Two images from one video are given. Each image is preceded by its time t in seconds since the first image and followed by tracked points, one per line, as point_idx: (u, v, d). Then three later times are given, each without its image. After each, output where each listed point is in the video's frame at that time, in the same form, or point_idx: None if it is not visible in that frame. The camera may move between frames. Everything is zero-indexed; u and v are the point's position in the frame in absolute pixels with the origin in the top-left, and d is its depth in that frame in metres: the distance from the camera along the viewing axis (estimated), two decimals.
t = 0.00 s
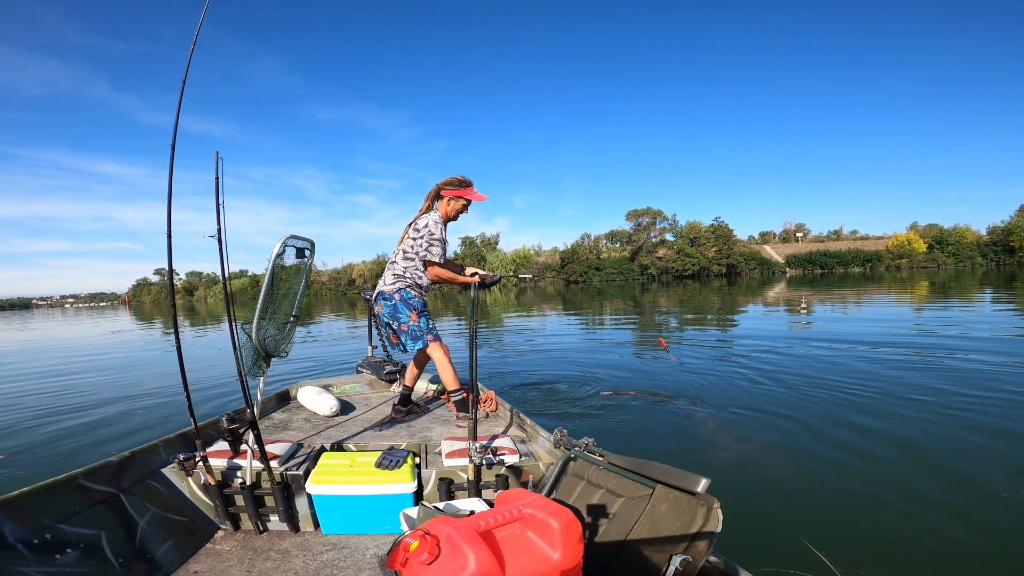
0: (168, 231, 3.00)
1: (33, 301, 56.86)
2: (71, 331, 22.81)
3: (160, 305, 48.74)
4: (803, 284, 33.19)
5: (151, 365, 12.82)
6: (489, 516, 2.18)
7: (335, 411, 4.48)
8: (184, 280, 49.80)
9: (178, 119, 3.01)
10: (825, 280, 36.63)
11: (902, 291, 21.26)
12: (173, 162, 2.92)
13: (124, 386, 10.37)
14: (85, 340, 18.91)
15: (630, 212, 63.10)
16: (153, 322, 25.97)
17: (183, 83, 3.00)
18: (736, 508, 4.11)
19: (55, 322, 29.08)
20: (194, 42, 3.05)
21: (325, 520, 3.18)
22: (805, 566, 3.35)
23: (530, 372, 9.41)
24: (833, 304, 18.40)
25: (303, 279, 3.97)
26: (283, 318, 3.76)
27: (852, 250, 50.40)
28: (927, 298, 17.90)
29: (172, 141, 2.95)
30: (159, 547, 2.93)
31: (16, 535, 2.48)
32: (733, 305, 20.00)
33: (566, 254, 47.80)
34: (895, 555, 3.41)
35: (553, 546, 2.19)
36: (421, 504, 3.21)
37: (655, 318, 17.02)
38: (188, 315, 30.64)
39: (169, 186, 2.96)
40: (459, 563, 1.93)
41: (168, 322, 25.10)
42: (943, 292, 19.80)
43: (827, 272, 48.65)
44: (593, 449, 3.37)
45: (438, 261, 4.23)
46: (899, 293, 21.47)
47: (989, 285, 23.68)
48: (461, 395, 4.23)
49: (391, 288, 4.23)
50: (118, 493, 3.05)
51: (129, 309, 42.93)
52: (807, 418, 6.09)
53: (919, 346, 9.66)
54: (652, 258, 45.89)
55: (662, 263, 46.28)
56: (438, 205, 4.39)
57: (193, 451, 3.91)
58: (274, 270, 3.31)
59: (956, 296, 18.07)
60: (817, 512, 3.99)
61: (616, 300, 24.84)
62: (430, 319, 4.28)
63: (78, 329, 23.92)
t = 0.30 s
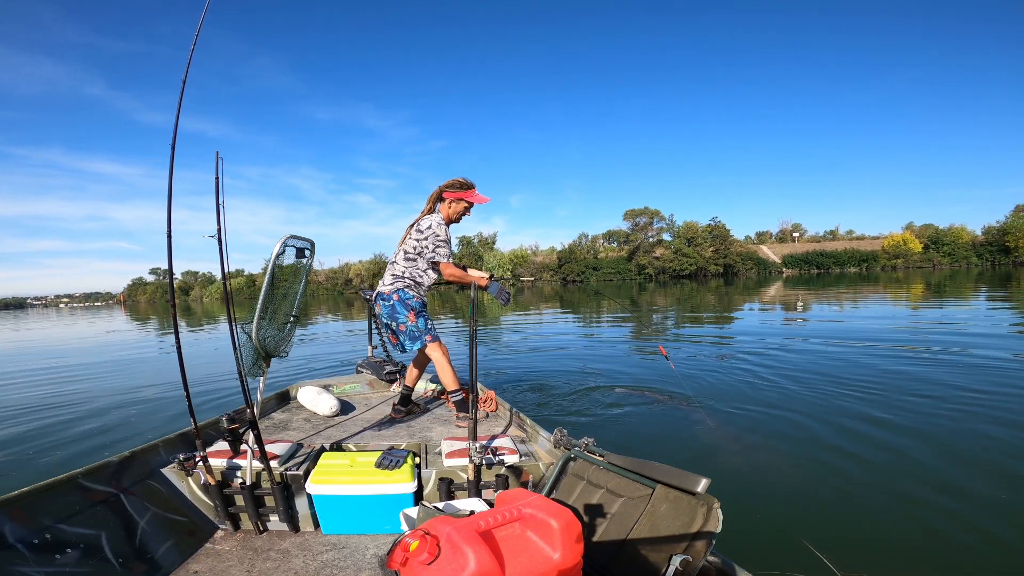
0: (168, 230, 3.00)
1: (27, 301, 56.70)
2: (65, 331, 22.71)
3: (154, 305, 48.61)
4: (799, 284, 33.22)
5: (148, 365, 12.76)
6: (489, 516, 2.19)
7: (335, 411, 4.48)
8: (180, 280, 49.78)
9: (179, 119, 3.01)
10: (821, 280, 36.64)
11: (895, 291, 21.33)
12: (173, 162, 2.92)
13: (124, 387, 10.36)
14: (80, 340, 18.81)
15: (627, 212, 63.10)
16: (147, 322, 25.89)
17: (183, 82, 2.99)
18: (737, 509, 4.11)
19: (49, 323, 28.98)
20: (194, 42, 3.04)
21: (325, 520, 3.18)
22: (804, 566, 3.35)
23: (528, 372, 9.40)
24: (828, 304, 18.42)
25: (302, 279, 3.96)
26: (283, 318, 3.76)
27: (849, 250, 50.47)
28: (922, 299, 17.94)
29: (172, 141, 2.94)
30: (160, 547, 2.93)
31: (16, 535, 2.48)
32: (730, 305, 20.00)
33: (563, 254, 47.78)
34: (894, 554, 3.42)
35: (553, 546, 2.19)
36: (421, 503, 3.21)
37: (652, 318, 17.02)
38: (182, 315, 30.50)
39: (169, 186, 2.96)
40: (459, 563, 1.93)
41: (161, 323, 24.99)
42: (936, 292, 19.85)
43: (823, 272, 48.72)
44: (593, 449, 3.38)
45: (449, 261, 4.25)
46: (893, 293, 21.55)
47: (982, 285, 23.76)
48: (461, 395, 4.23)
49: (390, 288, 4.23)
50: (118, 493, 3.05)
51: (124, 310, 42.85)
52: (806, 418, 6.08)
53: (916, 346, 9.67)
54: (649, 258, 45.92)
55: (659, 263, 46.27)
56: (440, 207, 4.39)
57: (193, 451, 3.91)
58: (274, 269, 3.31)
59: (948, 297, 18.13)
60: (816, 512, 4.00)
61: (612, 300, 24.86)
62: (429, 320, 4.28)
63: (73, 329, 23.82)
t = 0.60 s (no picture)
0: (168, 230, 3.00)
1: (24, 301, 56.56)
2: (62, 331, 22.68)
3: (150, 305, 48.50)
4: (795, 284, 33.26)
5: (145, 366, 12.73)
6: (489, 516, 2.19)
7: (335, 411, 4.48)
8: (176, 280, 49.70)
9: (179, 119, 3.01)
10: (817, 280, 36.72)
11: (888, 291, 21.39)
12: (174, 162, 2.92)
13: (124, 387, 10.38)
14: (76, 341, 18.75)
15: (623, 212, 63.12)
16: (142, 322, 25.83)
17: (183, 82, 2.99)
18: (736, 509, 4.11)
19: (44, 323, 28.89)
20: (194, 42, 3.04)
21: (325, 520, 3.18)
22: (803, 565, 3.35)
23: (526, 372, 9.40)
24: (824, 304, 18.45)
25: (302, 279, 3.96)
26: (283, 318, 3.76)
27: (845, 250, 50.58)
28: (917, 298, 17.98)
29: (172, 141, 2.94)
30: (159, 547, 2.94)
31: (16, 535, 2.48)
32: (726, 305, 20.04)
33: (561, 254, 47.79)
34: (893, 554, 3.42)
35: (553, 546, 2.19)
36: (421, 503, 3.21)
37: (648, 318, 17.04)
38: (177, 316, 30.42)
39: (170, 186, 2.96)
40: (459, 563, 1.94)
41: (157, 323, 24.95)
42: (930, 292, 19.90)
43: (819, 272, 48.78)
44: (593, 449, 3.38)
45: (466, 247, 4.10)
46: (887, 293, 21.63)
47: (975, 285, 23.84)
48: (461, 395, 4.23)
49: (390, 288, 4.23)
50: (118, 493, 3.06)
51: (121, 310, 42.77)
52: (805, 418, 6.08)
53: (912, 345, 9.69)
54: (646, 258, 45.96)
55: (656, 263, 46.29)
56: (443, 208, 4.39)
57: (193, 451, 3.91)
58: (274, 269, 3.30)
59: (942, 297, 18.18)
60: (816, 512, 4.00)
61: (608, 300, 24.88)
62: (428, 320, 4.28)
63: (69, 330, 23.76)
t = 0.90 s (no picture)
0: (168, 230, 3.00)
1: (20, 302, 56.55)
2: (59, 333, 22.72)
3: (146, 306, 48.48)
4: (790, 284, 33.30)
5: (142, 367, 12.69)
6: (489, 516, 2.19)
7: (336, 411, 4.48)
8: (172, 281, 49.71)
9: (179, 120, 3.02)
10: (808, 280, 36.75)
11: (881, 290, 21.45)
12: (173, 162, 2.93)
13: (125, 387, 10.45)
14: (71, 342, 18.67)
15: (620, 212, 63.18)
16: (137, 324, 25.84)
17: (183, 83, 3.00)
18: (735, 509, 4.10)
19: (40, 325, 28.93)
20: (194, 43, 3.05)
21: (325, 520, 3.18)
22: (802, 565, 3.35)
23: (524, 372, 9.41)
24: (820, 303, 18.47)
25: (303, 278, 3.96)
26: (283, 318, 3.77)
27: (840, 250, 50.71)
28: (912, 298, 18.01)
29: (172, 141, 2.94)
30: (160, 547, 2.95)
31: (16, 535, 2.48)
32: (722, 305, 20.09)
33: (558, 254, 47.81)
34: (893, 554, 3.42)
35: (553, 547, 2.19)
36: (421, 504, 3.21)
37: (645, 318, 17.07)
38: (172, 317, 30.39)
39: (170, 186, 2.97)
40: (459, 563, 1.94)
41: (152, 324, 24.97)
42: (923, 292, 19.94)
43: (815, 272, 48.84)
44: (593, 449, 3.38)
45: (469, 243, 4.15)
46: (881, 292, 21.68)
47: (968, 285, 23.90)
48: (461, 395, 4.23)
49: (390, 287, 4.24)
50: (118, 493, 3.06)
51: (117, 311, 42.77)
52: (804, 418, 6.07)
53: (909, 345, 9.70)
54: (643, 258, 46.02)
55: (653, 263, 46.32)
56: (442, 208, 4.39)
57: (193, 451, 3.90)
58: (274, 269, 3.30)
59: (935, 296, 18.22)
60: (815, 512, 3.99)
61: (604, 300, 24.92)
62: (428, 319, 4.28)
63: (62, 331, 23.75)
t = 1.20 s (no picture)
0: (168, 230, 3.00)
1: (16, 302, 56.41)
2: (53, 334, 22.62)
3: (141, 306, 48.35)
4: (785, 285, 33.36)
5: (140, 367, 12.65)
6: (489, 516, 2.19)
7: (335, 411, 4.47)
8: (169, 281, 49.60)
9: (179, 121, 3.02)
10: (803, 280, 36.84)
11: (874, 290, 21.52)
12: (173, 163, 2.93)
13: (124, 388, 10.45)
14: (66, 343, 18.57)
15: (616, 213, 63.13)
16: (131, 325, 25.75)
17: (182, 84, 3.00)
18: (734, 508, 4.10)
19: (34, 326, 28.80)
20: (194, 44, 3.06)
21: (325, 520, 3.17)
22: (802, 564, 3.35)
23: (522, 372, 9.41)
24: (815, 303, 18.49)
25: (302, 278, 3.97)
26: (283, 318, 3.77)
27: (835, 250, 50.83)
28: (905, 298, 18.06)
29: (172, 142, 2.94)
30: (160, 547, 2.98)
31: (16, 534, 2.48)
32: (718, 305, 20.24)
33: (555, 254, 47.84)
34: (894, 553, 3.41)
35: (553, 547, 2.19)
36: (421, 503, 3.21)
37: (641, 318, 17.10)
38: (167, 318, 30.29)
39: (170, 187, 2.97)
40: (459, 563, 1.94)
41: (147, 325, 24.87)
42: (915, 291, 20.01)
43: (811, 272, 48.92)
44: (593, 449, 3.38)
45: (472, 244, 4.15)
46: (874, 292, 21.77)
47: (960, 285, 23.98)
48: (461, 395, 4.23)
49: (390, 288, 4.24)
50: (118, 493, 3.06)
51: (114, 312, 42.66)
52: (803, 417, 6.07)
53: (905, 344, 9.73)
54: (640, 259, 46.01)
55: (649, 263, 46.31)
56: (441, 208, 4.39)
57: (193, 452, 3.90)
58: (275, 269, 3.30)
59: (929, 297, 18.28)
60: (816, 511, 3.98)
61: (600, 301, 24.94)
62: (429, 319, 4.28)
63: (57, 331, 23.66)
